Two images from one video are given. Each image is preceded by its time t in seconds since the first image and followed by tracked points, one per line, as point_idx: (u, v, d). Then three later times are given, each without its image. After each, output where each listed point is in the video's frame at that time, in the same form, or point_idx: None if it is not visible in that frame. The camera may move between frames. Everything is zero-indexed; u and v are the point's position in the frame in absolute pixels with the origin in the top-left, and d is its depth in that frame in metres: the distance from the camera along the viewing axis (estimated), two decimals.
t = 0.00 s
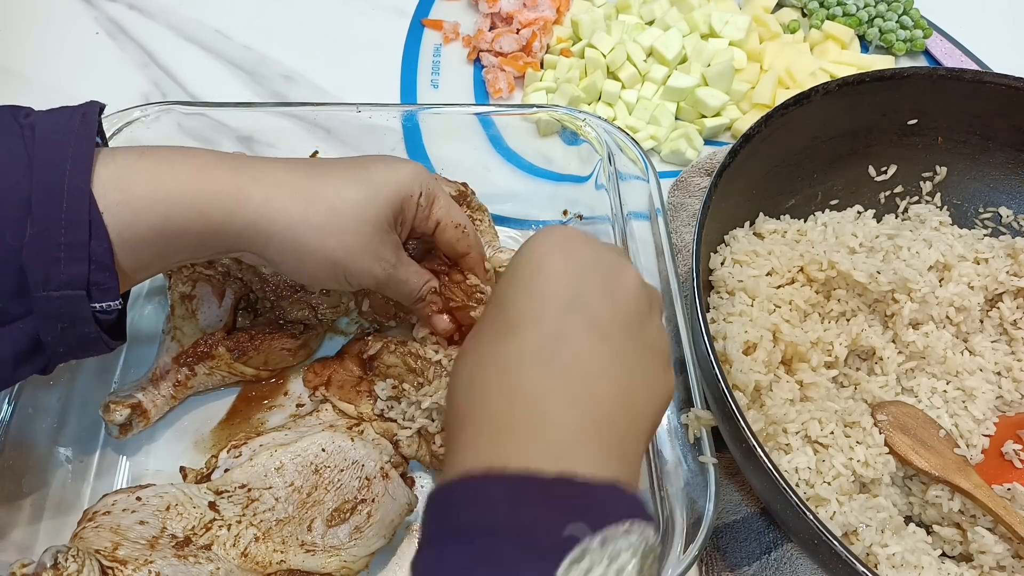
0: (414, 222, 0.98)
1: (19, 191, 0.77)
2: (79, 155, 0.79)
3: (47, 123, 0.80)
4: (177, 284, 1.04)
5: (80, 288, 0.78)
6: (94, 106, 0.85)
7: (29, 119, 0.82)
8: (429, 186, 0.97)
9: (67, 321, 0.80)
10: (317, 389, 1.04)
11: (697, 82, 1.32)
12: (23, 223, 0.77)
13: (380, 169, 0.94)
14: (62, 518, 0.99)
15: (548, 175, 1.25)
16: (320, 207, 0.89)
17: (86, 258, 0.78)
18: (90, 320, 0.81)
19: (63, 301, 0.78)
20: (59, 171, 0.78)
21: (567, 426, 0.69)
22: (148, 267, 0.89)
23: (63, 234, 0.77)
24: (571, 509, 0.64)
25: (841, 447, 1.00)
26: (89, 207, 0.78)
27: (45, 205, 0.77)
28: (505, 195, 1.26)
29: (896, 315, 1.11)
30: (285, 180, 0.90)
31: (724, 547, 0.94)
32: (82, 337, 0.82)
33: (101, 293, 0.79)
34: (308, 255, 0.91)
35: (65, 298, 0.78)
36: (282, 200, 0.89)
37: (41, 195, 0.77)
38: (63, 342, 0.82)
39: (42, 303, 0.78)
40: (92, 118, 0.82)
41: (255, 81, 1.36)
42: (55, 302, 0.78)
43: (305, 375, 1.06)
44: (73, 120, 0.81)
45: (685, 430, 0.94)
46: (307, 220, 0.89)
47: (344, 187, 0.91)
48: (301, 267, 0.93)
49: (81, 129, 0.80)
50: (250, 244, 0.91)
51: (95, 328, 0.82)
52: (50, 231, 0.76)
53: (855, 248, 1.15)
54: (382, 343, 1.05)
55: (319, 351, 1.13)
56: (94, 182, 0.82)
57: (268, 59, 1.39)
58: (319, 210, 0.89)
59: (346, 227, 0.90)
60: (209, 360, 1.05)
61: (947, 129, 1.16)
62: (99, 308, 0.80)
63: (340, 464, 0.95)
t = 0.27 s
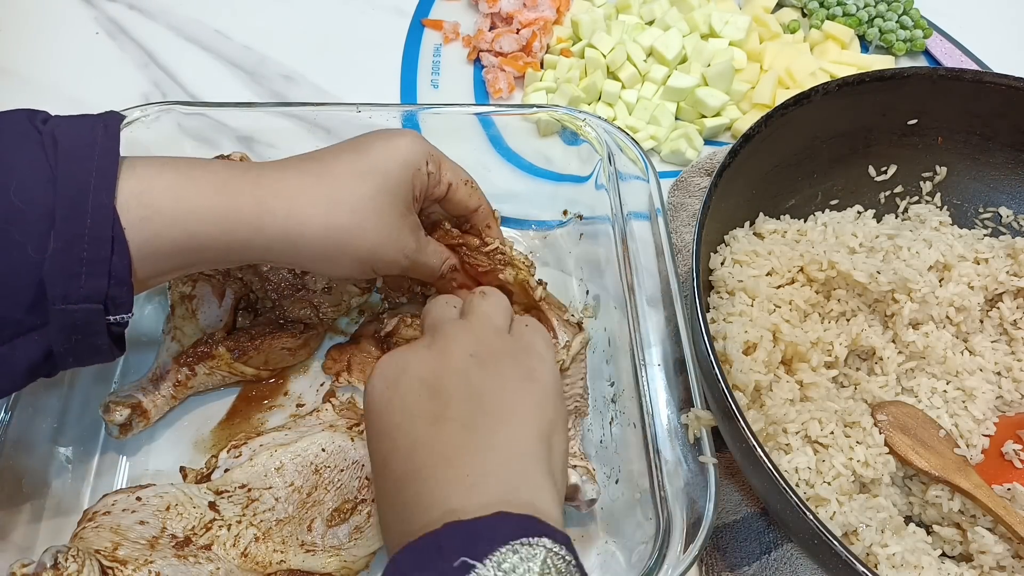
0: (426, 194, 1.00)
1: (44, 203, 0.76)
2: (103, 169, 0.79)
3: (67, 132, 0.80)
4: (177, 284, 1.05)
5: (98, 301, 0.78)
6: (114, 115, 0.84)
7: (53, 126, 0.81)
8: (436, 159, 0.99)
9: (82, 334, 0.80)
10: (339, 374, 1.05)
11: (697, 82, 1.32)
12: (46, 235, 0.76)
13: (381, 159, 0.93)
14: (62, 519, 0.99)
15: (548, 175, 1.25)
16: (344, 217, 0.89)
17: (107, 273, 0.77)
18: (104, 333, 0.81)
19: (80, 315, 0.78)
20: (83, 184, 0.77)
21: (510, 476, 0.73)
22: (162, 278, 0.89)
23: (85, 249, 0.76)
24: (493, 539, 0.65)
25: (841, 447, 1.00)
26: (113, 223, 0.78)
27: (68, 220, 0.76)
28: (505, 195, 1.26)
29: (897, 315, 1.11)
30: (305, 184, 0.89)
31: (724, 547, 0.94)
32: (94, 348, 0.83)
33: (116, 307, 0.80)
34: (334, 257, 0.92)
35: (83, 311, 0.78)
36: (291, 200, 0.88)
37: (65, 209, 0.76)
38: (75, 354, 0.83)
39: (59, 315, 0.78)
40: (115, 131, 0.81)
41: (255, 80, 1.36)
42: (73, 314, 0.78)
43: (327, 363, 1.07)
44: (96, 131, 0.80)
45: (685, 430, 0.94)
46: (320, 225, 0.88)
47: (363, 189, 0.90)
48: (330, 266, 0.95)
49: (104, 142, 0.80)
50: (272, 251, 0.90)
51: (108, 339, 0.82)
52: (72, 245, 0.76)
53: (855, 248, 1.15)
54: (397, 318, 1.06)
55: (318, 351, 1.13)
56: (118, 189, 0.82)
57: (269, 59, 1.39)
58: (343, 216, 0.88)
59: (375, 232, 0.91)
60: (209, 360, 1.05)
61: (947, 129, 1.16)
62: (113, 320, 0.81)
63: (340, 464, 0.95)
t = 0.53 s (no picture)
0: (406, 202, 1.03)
1: (33, 216, 0.77)
2: (90, 176, 0.80)
3: (45, 139, 0.80)
4: (168, 282, 1.05)
5: (97, 309, 0.81)
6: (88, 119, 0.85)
7: (31, 135, 0.81)
8: (416, 166, 1.01)
9: (82, 338, 0.83)
10: (329, 373, 1.08)
11: (684, 82, 1.33)
12: (41, 246, 0.77)
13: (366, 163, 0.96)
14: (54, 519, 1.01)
15: (537, 175, 1.26)
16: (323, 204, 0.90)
17: (104, 281, 0.80)
18: (103, 336, 0.85)
19: (80, 322, 0.81)
20: (72, 193, 0.79)
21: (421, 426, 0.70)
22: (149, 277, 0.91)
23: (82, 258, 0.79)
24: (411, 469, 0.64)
25: (826, 442, 1.00)
26: (107, 231, 0.79)
27: (63, 230, 0.77)
28: (493, 194, 1.27)
29: (882, 311, 1.12)
30: (285, 185, 0.91)
31: (712, 542, 0.95)
32: (93, 351, 0.86)
33: (115, 312, 0.83)
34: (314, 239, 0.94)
35: (81, 316, 0.81)
36: (279, 199, 0.90)
37: (59, 219, 0.77)
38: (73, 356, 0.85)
39: (59, 322, 0.80)
40: (93, 135, 0.82)
41: (248, 84, 1.38)
42: (73, 319, 0.80)
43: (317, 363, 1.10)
44: (75, 137, 0.81)
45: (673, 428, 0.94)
46: (302, 225, 0.91)
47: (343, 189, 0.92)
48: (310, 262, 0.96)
49: (88, 151, 0.81)
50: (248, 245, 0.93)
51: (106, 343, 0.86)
52: (70, 256, 0.78)
53: (841, 245, 1.15)
54: (384, 320, 1.07)
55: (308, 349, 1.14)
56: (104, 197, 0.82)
57: (261, 63, 1.40)
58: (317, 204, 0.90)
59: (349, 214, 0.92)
60: (200, 359, 1.06)
61: (932, 125, 1.17)
62: (111, 324, 0.84)
63: (328, 464, 0.96)
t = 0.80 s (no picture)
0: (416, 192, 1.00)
1: (11, 182, 0.76)
2: (74, 149, 0.79)
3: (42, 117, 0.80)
4: (173, 284, 1.04)
5: (69, 280, 0.78)
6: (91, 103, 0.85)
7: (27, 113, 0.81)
8: (425, 154, 1.00)
9: (56, 314, 0.80)
10: (329, 398, 1.05)
11: (694, 81, 1.32)
12: (14, 212, 0.76)
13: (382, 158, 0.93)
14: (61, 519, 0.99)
15: (547, 174, 1.25)
16: (340, 213, 0.90)
17: (77, 249, 0.77)
18: (80, 313, 0.81)
19: (53, 294, 0.78)
20: (54, 161, 0.78)
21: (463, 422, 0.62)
22: (143, 263, 0.89)
23: (55, 224, 0.77)
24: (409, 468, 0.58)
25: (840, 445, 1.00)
26: (82, 198, 0.78)
27: (38, 195, 0.76)
28: (503, 194, 1.26)
29: (894, 314, 1.12)
30: (300, 181, 0.89)
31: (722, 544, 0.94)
32: (72, 329, 0.82)
33: (92, 285, 0.79)
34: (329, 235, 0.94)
35: (54, 289, 0.78)
36: (290, 194, 0.88)
37: (33, 185, 0.76)
38: (54, 335, 0.82)
39: (31, 293, 0.78)
40: (92, 115, 0.82)
41: (252, 80, 1.36)
42: (44, 292, 0.78)
43: (314, 386, 1.06)
44: (70, 114, 0.81)
45: (684, 429, 0.93)
46: (315, 224, 0.89)
47: (358, 187, 0.90)
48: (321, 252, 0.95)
49: (79, 122, 0.81)
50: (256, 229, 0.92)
51: (86, 320, 0.82)
52: (41, 221, 0.76)
53: (853, 246, 1.15)
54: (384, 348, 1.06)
55: (317, 351, 1.13)
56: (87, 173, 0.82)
57: (266, 58, 1.38)
58: (333, 215, 0.89)
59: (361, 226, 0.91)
60: (207, 360, 1.05)
61: (944, 127, 1.16)
62: (88, 301, 0.80)
63: (338, 464, 0.95)
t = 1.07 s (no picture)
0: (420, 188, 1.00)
1: (19, 179, 0.77)
2: (81, 146, 0.79)
3: (50, 114, 0.80)
4: (171, 284, 1.04)
5: (76, 276, 0.78)
6: (101, 101, 0.85)
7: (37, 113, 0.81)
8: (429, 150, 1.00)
9: (63, 311, 0.80)
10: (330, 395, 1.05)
11: (693, 82, 1.32)
12: (21, 209, 0.76)
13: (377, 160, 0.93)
14: (59, 518, 0.99)
15: (545, 174, 1.25)
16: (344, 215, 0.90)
17: (84, 247, 0.78)
18: (85, 311, 0.80)
19: (58, 290, 0.78)
20: (61, 159, 0.78)
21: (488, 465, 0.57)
22: (146, 262, 0.89)
23: (61, 221, 0.77)
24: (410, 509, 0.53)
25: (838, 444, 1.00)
26: (89, 195, 0.78)
27: (44, 193, 0.76)
28: (502, 194, 1.26)
29: (892, 314, 1.12)
30: (304, 183, 0.89)
31: (722, 544, 0.94)
32: (76, 326, 0.82)
33: (97, 283, 0.79)
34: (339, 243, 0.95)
35: (61, 286, 0.78)
36: (290, 196, 0.88)
37: (41, 181, 0.77)
38: (58, 332, 0.82)
39: (37, 290, 0.77)
40: (98, 116, 0.82)
41: (251, 80, 1.36)
42: (51, 288, 0.77)
43: (316, 382, 1.07)
44: (78, 112, 0.81)
45: (682, 428, 0.93)
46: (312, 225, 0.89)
47: (360, 189, 0.90)
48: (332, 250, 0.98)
49: (85, 122, 0.80)
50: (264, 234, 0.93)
51: (90, 318, 0.81)
52: (47, 219, 0.76)
53: (851, 246, 1.15)
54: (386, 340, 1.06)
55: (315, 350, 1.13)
56: (94, 174, 0.82)
57: (265, 59, 1.38)
58: (339, 218, 0.90)
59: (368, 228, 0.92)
60: (206, 360, 1.05)
61: (943, 128, 1.16)
62: (93, 298, 0.80)
63: (337, 463, 0.95)
